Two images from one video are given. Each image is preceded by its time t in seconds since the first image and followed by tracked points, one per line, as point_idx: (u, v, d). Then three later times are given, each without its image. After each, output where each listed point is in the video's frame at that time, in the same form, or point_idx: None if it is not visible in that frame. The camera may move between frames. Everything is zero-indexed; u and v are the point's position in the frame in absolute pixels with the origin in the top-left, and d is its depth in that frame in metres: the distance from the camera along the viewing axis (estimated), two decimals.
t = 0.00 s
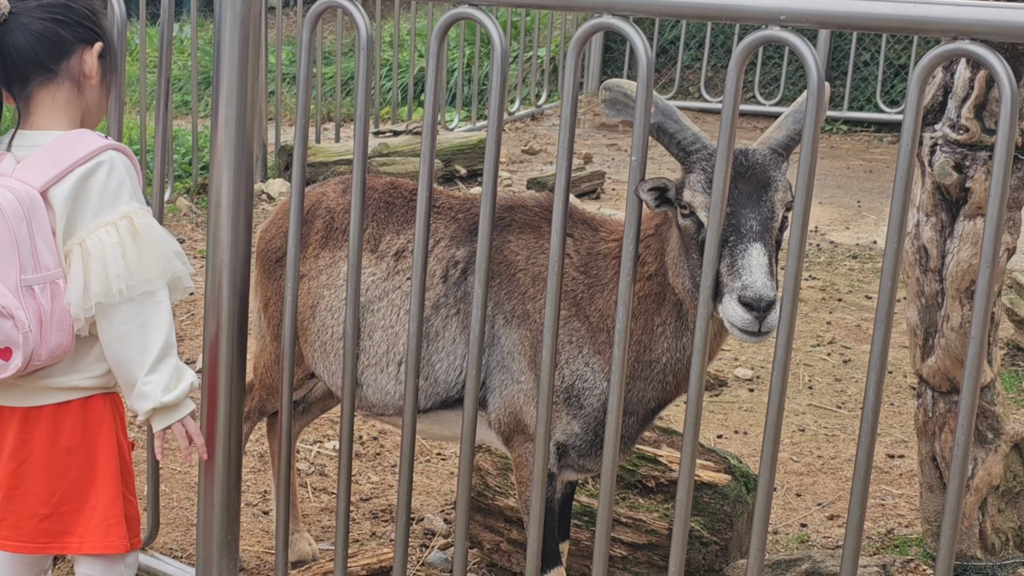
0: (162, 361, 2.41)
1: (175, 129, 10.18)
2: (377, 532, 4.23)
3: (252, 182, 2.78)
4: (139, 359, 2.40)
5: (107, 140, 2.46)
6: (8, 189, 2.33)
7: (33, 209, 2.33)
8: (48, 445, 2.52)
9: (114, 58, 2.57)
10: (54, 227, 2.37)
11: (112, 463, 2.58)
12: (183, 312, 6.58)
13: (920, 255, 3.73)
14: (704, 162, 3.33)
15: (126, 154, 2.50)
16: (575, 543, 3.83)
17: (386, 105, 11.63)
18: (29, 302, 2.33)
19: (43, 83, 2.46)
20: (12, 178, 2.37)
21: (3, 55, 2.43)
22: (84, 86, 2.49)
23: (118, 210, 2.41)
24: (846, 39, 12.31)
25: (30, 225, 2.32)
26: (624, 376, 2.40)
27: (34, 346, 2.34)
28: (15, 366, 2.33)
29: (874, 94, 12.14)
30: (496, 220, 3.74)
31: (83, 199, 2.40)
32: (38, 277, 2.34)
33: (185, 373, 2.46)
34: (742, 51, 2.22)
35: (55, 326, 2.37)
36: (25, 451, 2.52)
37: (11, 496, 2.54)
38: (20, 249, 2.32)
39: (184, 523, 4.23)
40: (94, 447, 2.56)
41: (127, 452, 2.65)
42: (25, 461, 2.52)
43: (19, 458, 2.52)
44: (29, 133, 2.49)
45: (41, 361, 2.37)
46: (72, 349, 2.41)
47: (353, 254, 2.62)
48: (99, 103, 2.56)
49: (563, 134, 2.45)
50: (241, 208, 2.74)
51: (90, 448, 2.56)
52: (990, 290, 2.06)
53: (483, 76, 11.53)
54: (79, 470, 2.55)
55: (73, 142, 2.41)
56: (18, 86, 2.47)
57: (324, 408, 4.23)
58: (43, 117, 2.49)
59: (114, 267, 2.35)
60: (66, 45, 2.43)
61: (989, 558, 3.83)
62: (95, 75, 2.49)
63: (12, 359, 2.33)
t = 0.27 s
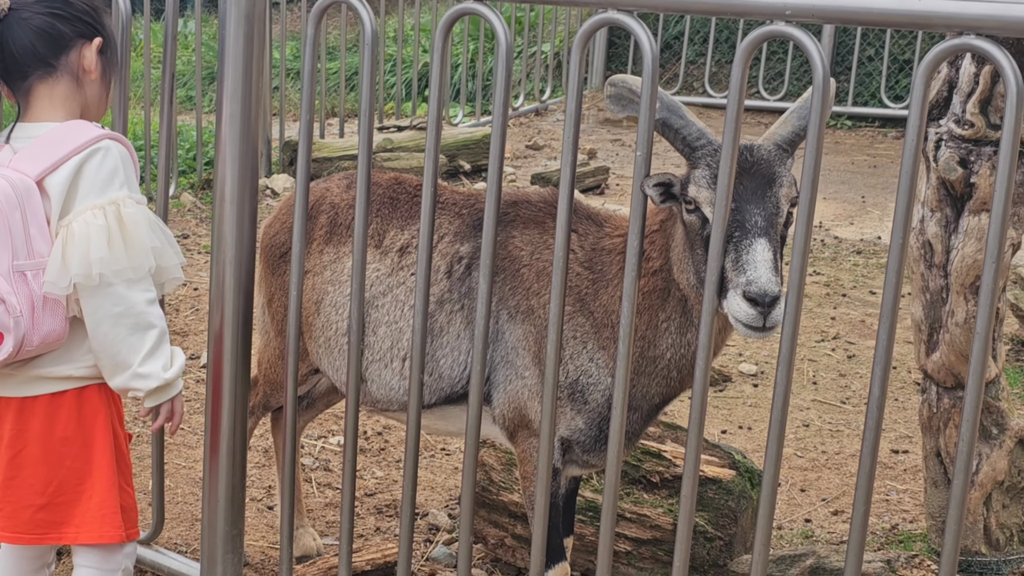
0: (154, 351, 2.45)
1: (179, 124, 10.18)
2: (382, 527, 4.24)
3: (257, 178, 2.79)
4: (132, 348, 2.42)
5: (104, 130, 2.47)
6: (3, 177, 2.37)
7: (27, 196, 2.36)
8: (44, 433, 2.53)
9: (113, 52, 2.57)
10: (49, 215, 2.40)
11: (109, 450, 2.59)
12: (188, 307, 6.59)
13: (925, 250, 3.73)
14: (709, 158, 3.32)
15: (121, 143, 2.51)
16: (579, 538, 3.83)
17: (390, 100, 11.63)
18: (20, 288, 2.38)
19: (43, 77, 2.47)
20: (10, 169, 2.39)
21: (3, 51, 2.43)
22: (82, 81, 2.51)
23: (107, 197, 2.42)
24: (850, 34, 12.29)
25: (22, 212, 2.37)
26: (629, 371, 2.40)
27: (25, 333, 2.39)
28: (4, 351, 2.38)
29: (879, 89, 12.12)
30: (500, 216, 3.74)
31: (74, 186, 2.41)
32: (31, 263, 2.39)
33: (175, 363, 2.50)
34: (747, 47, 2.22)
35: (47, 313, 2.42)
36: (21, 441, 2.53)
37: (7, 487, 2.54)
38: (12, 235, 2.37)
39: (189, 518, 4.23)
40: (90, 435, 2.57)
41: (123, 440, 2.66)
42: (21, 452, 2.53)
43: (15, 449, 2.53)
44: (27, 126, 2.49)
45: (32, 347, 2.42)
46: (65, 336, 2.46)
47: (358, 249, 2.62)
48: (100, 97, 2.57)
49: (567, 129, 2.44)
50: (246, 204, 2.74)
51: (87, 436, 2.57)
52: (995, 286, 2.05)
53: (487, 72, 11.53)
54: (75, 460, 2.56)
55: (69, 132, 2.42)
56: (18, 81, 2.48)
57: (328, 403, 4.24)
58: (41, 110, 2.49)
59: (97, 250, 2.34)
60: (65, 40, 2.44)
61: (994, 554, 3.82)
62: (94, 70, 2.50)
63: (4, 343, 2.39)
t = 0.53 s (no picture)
0: (164, 329, 2.52)
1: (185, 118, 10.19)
2: (388, 521, 4.24)
3: (263, 172, 2.79)
4: (144, 332, 2.47)
5: (101, 121, 2.47)
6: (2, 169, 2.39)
7: (25, 187, 2.38)
8: (46, 424, 2.54)
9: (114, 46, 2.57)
10: (48, 206, 2.42)
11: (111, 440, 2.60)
12: (194, 302, 6.59)
13: (931, 245, 3.73)
14: (716, 152, 3.32)
15: (119, 134, 2.52)
16: (585, 532, 3.84)
17: (396, 95, 11.63)
18: (19, 278, 2.39)
19: (42, 70, 2.48)
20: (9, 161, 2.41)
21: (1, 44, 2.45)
22: (81, 74, 2.51)
23: (104, 186, 2.43)
24: (856, 28, 12.27)
25: (20, 203, 2.39)
26: (635, 365, 2.40)
27: (23, 322, 2.39)
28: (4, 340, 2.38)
29: (884, 84, 12.10)
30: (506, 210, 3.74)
31: (72, 177, 2.42)
32: (29, 253, 2.40)
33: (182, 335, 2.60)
34: (754, 41, 2.21)
35: (45, 302, 2.42)
36: (23, 432, 2.54)
37: (9, 478, 2.55)
38: (9, 226, 2.39)
39: (195, 512, 4.24)
40: (92, 425, 2.58)
41: (125, 431, 2.67)
42: (24, 443, 2.54)
43: (18, 440, 2.54)
44: (25, 118, 2.51)
45: (31, 337, 2.41)
46: (64, 327, 2.46)
47: (364, 243, 2.62)
48: (100, 91, 2.58)
49: (574, 124, 2.44)
50: (252, 197, 2.75)
51: (89, 426, 2.57)
52: (1002, 281, 2.05)
53: (493, 66, 11.53)
54: (77, 451, 2.56)
55: (66, 123, 2.43)
56: (16, 74, 2.50)
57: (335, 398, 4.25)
58: (39, 102, 2.51)
59: (93, 237, 2.35)
60: (64, 34, 2.45)
61: (1000, 549, 3.83)
62: (93, 64, 2.51)
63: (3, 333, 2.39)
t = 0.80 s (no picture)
0: (186, 277, 2.60)
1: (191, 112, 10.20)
2: (395, 514, 4.25)
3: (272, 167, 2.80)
4: (171, 293, 2.56)
5: (100, 115, 2.49)
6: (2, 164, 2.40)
7: (25, 179, 2.38)
8: (52, 416, 2.55)
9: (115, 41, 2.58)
10: (48, 199, 2.41)
11: (117, 431, 2.61)
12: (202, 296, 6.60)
13: (939, 239, 3.73)
14: (725, 146, 3.32)
15: (120, 127, 2.53)
16: (593, 526, 3.84)
17: (402, 89, 11.62)
18: (21, 271, 2.38)
19: (41, 63, 2.49)
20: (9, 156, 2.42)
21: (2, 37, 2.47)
22: (80, 68, 2.52)
23: (114, 180, 2.44)
24: (862, 22, 12.24)
25: (20, 196, 2.38)
26: (645, 359, 2.40)
27: (26, 315, 2.38)
28: (8, 334, 2.37)
29: (890, 78, 12.08)
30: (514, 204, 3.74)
31: (75, 171, 2.43)
32: (31, 246, 2.39)
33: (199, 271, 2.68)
34: (763, 36, 2.21)
35: (48, 295, 2.41)
36: (30, 424, 2.55)
37: (16, 471, 2.56)
38: (11, 219, 2.38)
39: (203, 505, 4.25)
40: (98, 417, 2.58)
41: (130, 422, 2.68)
42: (30, 435, 2.55)
43: (24, 432, 2.54)
44: (24, 112, 2.51)
45: (35, 330, 2.41)
46: (68, 320, 2.45)
47: (374, 236, 2.63)
48: (99, 87, 2.59)
49: (583, 118, 2.44)
50: (260, 192, 2.75)
51: (94, 417, 2.58)
52: (1012, 275, 2.05)
53: (498, 60, 11.52)
54: (83, 443, 2.57)
55: (64, 117, 2.44)
56: (16, 66, 2.51)
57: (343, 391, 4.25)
58: (38, 96, 2.51)
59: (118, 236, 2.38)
60: (63, 28, 2.46)
61: (1007, 542, 3.83)
62: (92, 58, 2.52)
63: (7, 327, 2.38)
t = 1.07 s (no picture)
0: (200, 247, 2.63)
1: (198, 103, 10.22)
2: (404, 504, 4.27)
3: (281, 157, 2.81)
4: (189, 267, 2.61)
5: (104, 104, 2.50)
6: (10, 154, 2.37)
7: (37, 170, 2.37)
8: (64, 405, 2.56)
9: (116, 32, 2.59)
10: (58, 190, 2.41)
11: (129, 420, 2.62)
12: (210, 287, 6.62)
13: (947, 230, 3.73)
14: (734, 137, 3.32)
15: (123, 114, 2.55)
16: (601, 515, 3.86)
17: (408, 81, 11.62)
18: (37, 261, 2.37)
19: (42, 53, 2.50)
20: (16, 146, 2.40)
21: (3, 26, 2.47)
22: (82, 58, 2.53)
23: (126, 169, 2.47)
24: (869, 14, 12.22)
25: (33, 186, 2.36)
26: (654, 347, 2.41)
27: (43, 305, 2.38)
28: (27, 325, 2.38)
29: (897, 70, 12.06)
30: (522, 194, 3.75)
31: (86, 160, 2.44)
32: (45, 236, 2.37)
33: (211, 231, 2.74)
34: (772, 26, 2.21)
35: (65, 284, 2.40)
36: (41, 414, 2.55)
37: (28, 460, 2.57)
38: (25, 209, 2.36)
39: (212, 495, 4.27)
40: (109, 405, 2.60)
41: (141, 409, 2.69)
42: (41, 424, 2.55)
43: (36, 422, 2.55)
44: (26, 102, 2.51)
45: (52, 319, 2.41)
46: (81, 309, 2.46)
47: (383, 226, 2.64)
48: (100, 77, 2.60)
49: (593, 107, 2.45)
50: (269, 182, 2.77)
51: (106, 406, 2.59)
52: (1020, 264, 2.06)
53: (505, 52, 11.51)
54: (95, 432, 2.59)
55: (72, 108, 2.45)
56: (18, 56, 2.52)
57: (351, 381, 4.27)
58: (40, 85, 2.52)
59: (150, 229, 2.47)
60: (66, 18, 2.47)
61: (1014, 533, 3.84)
62: (94, 49, 2.53)
63: (25, 317, 2.38)
